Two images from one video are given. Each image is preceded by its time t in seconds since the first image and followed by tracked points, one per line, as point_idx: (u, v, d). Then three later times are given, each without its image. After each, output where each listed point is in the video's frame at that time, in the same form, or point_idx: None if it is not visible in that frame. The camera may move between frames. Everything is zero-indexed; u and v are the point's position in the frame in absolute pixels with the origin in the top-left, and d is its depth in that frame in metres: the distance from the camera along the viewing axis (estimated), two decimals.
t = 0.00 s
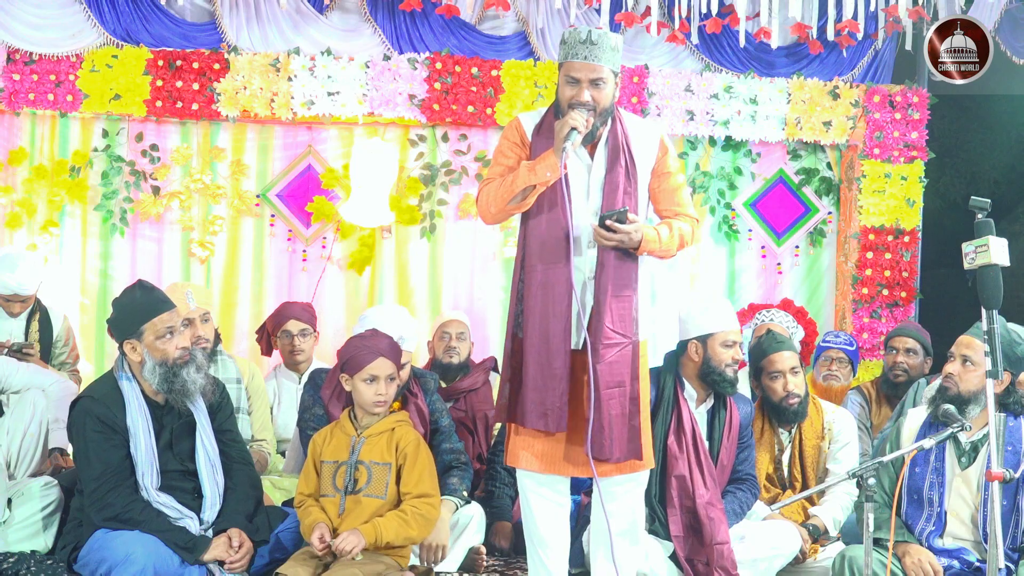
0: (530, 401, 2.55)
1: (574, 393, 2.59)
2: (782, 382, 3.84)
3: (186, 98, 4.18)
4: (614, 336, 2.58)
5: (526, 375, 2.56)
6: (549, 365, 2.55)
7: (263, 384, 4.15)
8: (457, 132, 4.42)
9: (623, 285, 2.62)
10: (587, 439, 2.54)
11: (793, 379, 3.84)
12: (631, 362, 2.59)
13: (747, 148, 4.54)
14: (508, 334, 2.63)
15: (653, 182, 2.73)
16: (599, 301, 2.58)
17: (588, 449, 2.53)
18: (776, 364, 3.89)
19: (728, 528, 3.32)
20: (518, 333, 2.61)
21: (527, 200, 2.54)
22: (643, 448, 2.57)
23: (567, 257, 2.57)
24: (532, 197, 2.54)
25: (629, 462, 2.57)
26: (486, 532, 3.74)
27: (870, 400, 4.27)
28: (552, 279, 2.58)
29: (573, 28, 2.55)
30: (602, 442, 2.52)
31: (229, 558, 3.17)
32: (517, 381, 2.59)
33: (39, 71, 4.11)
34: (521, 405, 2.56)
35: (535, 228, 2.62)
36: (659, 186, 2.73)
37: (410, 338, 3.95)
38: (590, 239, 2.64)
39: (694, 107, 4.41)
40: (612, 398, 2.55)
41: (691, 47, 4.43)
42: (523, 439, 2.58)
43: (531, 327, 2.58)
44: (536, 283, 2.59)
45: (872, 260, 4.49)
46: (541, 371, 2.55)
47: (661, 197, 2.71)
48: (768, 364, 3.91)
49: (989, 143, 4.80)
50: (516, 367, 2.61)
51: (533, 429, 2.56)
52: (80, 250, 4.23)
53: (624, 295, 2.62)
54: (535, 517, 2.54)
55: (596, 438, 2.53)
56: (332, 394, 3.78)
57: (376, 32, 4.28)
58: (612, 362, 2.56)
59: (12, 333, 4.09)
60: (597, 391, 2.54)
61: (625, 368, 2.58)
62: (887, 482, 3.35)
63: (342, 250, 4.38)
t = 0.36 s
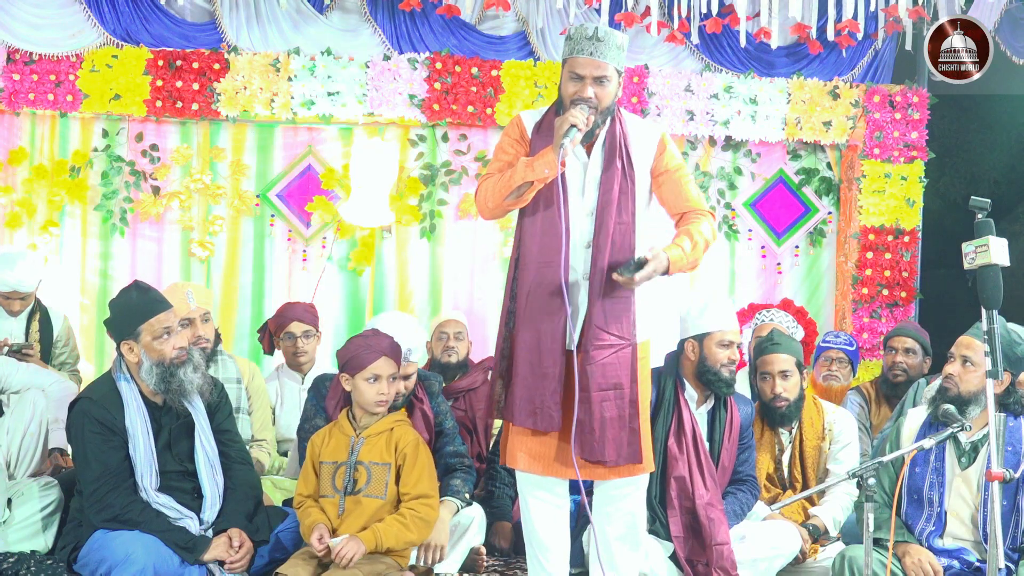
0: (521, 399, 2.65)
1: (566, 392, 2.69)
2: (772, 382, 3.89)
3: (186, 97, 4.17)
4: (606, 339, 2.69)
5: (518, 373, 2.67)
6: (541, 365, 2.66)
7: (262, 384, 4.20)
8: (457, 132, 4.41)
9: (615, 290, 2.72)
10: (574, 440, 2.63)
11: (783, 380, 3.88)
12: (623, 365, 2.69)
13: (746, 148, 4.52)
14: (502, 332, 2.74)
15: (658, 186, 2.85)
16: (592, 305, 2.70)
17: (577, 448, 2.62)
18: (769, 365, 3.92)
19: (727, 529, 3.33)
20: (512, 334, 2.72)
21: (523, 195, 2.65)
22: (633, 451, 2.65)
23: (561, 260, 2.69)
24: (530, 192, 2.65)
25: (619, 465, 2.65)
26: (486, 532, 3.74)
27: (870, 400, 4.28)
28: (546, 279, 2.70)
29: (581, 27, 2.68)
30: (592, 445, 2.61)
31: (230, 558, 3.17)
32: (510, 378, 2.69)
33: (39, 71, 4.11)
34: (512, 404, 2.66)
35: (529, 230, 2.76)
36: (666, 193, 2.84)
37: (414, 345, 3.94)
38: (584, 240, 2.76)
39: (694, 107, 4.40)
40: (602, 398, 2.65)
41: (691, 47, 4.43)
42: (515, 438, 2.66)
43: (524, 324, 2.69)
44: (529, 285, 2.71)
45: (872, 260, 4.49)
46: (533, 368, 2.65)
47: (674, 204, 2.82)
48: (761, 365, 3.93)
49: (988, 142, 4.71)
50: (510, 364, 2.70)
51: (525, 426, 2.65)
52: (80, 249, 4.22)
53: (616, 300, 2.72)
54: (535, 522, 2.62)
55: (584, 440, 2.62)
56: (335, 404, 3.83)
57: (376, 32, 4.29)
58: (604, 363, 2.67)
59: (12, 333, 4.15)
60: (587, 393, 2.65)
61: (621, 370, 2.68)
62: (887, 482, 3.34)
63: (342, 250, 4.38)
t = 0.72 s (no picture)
0: (506, 388, 2.40)
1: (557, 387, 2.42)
2: (778, 382, 3.85)
3: (186, 97, 4.18)
4: (601, 327, 2.37)
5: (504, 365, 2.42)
6: (528, 353, 2.40)
7: (262, 385, 4.16)
8: (457, 132, 4.41)
9: (614, 275, 2.40)
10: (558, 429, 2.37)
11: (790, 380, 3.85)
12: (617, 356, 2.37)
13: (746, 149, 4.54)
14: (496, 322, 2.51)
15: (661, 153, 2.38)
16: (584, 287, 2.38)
17: (558, 439, 2.37)
18: (772, 365, 3.89)
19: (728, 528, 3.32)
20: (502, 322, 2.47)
21: (522, 183, 2.39)
22: (623, 445, 2.36)
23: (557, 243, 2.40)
24: (528, 177, 2.39)
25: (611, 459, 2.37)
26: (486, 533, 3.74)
27: (870, 400, 4.27)
28: (538, 265, 2.43)
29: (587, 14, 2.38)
30: (577, 437, 2.34)
31: (230, 558, 3.17)
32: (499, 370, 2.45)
33: (39, 71, 4.11)
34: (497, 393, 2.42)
35: (529, 218, 2.48)
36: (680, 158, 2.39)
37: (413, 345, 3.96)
38: (579, 222, 2.44)
39: (694, 107, 4.41)
40: (589, 392, 2.35)
41: (691, 47, 4.43)
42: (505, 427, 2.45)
43: (516, 313, 2.43)
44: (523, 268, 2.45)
45: (872, 260, 4.49)
46: (520, 358, 2.40)
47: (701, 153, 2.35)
48: (766, 365, 3.91)
49: (988, 142, 4.71)
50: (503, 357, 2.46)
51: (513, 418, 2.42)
52: (81, 249, 4.23)
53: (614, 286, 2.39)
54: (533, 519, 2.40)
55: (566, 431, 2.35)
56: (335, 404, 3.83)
57: (376, 32, 4.28)
58: (591, 355, 2.36)
59: (12, 334, 4.10)
60: (575, 385, 2.35)
61: (607, 362, 2.36)
62: (887, 482, 3.35)
63: (342, 250, 4.38)
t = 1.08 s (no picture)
0: (524, 388, 2.41)
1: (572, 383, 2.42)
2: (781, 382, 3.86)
3: (186, 97, 4.18)
4: (613, 321, 2.37)
5: (519, 363, 2.42)
6: (544, 352, 2.39)
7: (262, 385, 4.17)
8: (457, 132, 4.42)
9: (626, 269, 2.39)
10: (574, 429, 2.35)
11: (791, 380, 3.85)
12: (630, 351, 2.36)
13: (746, 148, 4.54)
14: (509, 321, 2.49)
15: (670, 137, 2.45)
16: (596, 282, 2.38)
17: (575, 437, 2.35)
18: (774, 365, 3.89)
19: (727, 527, 3.31)
20: (515, 321, 2.45)
21: (530, 178, 2.37)
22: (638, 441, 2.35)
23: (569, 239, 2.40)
24: (536, 173, 2.37)
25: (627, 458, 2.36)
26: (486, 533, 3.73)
27: (871, 399, 4.29)
28: (550, 263, 2.42)
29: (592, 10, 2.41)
30: (591, 433, 2.33)
31: (232, 559, 3.18)
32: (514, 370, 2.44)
33: (39, 71, 4.11)
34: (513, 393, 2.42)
35: (539, 214, 2.47)
36: (691, 132, 2.44)
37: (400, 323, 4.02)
38: (589, 219, 2.45)
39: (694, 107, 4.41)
40: (602, 386, 2.35)
41: (691, 47, 4.43)
42: (521, 429, 2.44)
43: (528, 311, 2.42)
44: (536, 265, 2.44)
45: (872, 260, 4.49)
46: (536, 357, 2.40)
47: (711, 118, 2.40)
48: (767, 365, 3.91)
49: (988, 142, 4.70)
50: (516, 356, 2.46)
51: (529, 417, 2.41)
52: (80, 249, 4.23)
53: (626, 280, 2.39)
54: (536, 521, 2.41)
55: (579, 429, 2.34)
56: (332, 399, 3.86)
57: (376, 32, 4.29)
58: (605, 350, 2.36)
59: (12, 334, 4.11)
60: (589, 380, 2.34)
61: (621, 357, 2.36)
62: (887, 484, 3.36)
63: (342, 250, 4.38)
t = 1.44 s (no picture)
0: (535, 385, 2.42)
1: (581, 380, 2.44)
2: (781, 380, 3.86)
3: (186, 97, 4.18)
4: (621, 316, 2.40)
5: (530, 361, 2.43)
6: (554, 349, 2.41)
7: (261, 385, 4.19)
8: (457, 132, 4.42)
9: (632, 265, 2.43)
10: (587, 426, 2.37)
11: (791, 379, 3.86)
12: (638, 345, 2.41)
13: (746, 148, 4.54)
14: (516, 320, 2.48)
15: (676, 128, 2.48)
16: (603, 278, 2.41)
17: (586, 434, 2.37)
18: (775, 364, 3.90)
19: (728, 528, 3.31)
20: (524, 320, 2.47)
21: (536, 174, 2.40)
22: (649, 436, 2.39)
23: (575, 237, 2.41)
24: (543, 169, 2.40)
25: (638, 453, 2.39)
26: (486, 533, 3.73)
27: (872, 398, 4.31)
28: (557, 260, 2.43)
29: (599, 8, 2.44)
30: (600, 427, 2.36)
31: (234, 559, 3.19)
32: (523, 367, 2.45)
33: (39, 71, 4.11)
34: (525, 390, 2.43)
35: (544, 211, 2.48)
36: (697, 124, 2.46)
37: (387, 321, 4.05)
38: (595, 217, 2.49)
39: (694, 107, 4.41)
40: (610, 381, 2.38)
41: (691, 47, 4.43)
42: (530, 426, 2.44)
43: (536, 308, 2.44)
44: (543, 262, 2.45)
45: (872, 260, 4.49)
46: (546, 354, 2.41)
47: (716, 107, 2.42)
48: (767, 363, 3.91)
49: (988, 142, 4.70)
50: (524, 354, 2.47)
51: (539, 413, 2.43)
52: (80, 249, 4.23)
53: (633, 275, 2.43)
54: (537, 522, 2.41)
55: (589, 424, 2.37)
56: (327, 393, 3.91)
57: (376, 32, 4.28)
58: (612, 344, 2.40)
59: (13, 334, 4.08)
60: (596, 375, 2.38)
61: (627, 352, 2.40)
62: (887, 482, 3.34)
63: (341, 250, 4.38)
